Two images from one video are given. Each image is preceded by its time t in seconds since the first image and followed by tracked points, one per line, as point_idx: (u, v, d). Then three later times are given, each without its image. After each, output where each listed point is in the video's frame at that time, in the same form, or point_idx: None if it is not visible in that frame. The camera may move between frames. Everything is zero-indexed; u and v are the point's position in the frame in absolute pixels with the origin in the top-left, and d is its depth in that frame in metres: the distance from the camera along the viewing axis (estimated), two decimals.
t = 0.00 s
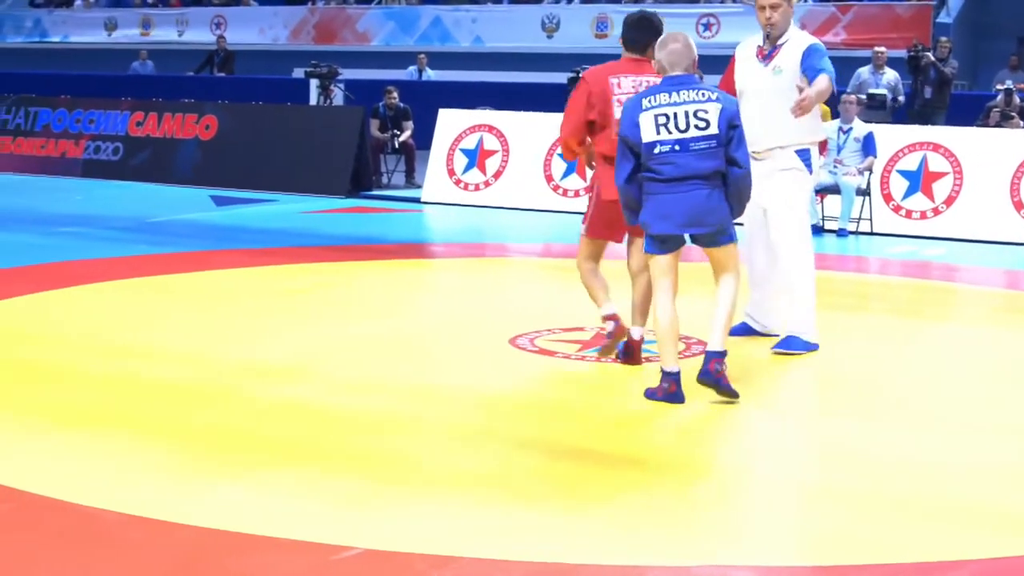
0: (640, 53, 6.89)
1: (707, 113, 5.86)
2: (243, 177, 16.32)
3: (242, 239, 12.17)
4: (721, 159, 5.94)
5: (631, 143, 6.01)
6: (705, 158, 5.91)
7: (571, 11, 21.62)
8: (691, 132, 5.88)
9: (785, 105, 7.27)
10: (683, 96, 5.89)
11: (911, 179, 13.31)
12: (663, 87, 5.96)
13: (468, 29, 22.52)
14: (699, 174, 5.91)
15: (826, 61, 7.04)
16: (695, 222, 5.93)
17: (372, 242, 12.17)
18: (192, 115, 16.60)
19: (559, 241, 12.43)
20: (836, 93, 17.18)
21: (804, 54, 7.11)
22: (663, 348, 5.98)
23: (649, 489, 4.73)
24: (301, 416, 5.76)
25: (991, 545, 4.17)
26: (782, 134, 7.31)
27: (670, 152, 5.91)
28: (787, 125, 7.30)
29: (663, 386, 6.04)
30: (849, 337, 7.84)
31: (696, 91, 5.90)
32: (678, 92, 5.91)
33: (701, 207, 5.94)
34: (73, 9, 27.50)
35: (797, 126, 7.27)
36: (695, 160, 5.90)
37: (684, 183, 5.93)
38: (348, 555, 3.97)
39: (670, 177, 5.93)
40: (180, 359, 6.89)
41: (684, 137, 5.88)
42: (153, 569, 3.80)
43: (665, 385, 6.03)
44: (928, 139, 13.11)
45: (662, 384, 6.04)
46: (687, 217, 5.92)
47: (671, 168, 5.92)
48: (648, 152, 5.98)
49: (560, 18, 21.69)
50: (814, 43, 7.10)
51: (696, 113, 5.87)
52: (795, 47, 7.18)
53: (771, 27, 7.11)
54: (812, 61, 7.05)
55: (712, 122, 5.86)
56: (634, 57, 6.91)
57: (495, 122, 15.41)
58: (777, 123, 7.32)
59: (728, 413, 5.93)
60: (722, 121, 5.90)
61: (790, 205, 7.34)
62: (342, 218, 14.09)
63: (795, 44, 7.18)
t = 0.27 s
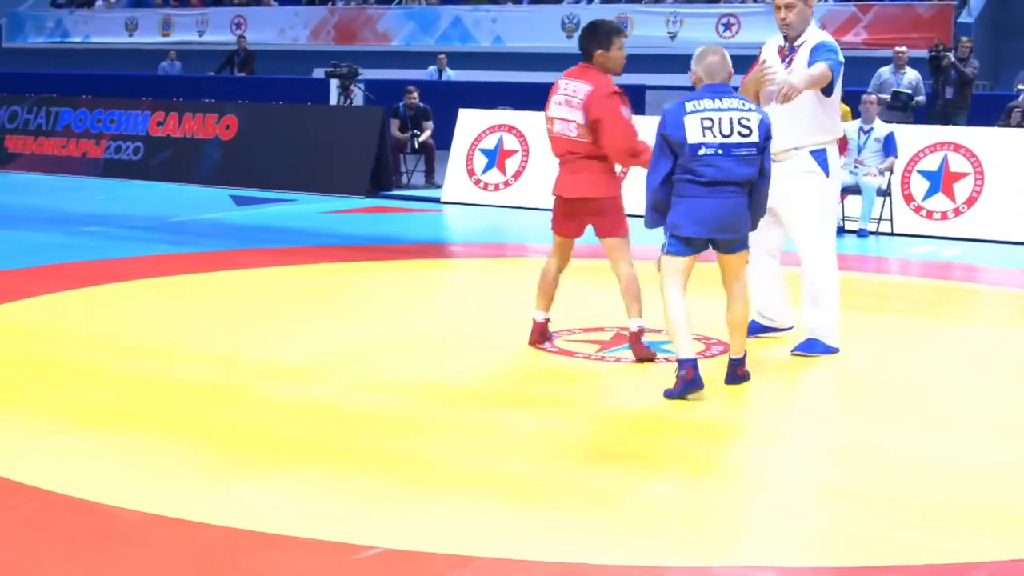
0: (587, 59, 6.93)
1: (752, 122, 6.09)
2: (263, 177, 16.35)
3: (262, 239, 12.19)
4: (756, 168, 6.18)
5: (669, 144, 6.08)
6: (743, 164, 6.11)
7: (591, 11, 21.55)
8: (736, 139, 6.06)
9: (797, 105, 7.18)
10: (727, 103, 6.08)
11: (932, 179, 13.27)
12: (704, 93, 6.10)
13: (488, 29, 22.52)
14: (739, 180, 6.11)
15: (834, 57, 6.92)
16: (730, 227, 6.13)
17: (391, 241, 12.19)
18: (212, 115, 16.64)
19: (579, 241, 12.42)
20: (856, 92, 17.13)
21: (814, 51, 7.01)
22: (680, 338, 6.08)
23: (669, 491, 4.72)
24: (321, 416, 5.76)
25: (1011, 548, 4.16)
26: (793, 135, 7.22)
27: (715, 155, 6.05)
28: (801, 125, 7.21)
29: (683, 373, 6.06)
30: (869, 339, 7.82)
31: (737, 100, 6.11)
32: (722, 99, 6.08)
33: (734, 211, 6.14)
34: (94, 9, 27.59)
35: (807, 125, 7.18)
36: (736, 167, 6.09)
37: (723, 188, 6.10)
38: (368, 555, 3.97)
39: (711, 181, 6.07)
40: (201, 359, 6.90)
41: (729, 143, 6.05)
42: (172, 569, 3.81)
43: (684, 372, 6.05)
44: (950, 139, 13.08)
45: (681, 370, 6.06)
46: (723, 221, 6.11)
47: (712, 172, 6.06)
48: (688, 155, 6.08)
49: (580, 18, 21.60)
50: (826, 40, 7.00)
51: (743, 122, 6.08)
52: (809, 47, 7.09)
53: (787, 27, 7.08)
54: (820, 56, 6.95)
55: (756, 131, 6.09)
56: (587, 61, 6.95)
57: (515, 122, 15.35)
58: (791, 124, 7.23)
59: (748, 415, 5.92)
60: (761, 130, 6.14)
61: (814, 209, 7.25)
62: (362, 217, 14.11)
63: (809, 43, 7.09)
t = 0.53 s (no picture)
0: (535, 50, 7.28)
1: (759, 115, 6.44)
2: (270, 177, 16.37)
3: (268, 240, 12.19)
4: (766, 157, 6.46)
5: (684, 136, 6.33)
6: (756, 155, 6.40)
7: (598, 12, 21.54)
8: (747, 128, 6.37)
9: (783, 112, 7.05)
10: (734, 98, 6.41)
11: (939, 181, 13.24)
12: (713, 89, 6.43)
13: (496, 30, 22.50)
14: (754, 169, 6.37)
15: (815, 61, 6.76)
16: (750, 216, 6.34)
17: (398, 242, 12.19)
18: (220, 115, 16.67)
19: (587, 241, 12.41)
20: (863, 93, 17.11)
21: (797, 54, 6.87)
22: (660, 333, 6.32)
23: (673, 491, 4.72)
24: (326, 416, 5.76)
25: (1016, 549, 4.14)
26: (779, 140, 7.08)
27: (729, 141, 6.31)
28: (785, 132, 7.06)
29: (654, 363, 6.37)
30: (874, 339, 7.82)
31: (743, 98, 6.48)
32: (730, 94, 6.41)
33: (752, 202, 6.36)
34: (102, 10, 27.65)
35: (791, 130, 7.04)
36: (750, 154, 6.36)
37: (741, 178, 6.34)
38: (373, 555, 3.96)
39: (729, 168, 6.31)
40: (205, 359, 6.90)
41: (742, 131, 6.35)
42: (174, 569, 3.81)
43: (657, 362, 6.36)
44: (956, 141, 13.10)
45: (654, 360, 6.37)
46: (743, 210, 6.32)
47: (729, 159, 6.31)
48: (703, 144, 6.34)
49: (587, 19, 21.60)
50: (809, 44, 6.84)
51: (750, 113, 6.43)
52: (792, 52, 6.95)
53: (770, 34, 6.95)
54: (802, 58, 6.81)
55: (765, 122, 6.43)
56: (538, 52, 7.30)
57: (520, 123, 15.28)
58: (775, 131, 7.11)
59: (753, 415, 5.91)
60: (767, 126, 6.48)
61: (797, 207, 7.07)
62: (368, 218, 14.11)
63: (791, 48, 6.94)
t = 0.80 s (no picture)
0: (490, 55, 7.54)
1: (740, 119, 6.49)
2: (270, 179, 16.38)
3: (269, 241, 12.20)
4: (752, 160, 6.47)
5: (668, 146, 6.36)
6: (743, 157, 6.42)
7: (598, 13, 21.57)
8: (729, 132, 6.41)
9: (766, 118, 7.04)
10: (711, 106, 6.45)
11: (939, 182, 13.23)
12: (691, 101, 6.47)
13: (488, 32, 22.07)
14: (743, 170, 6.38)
15: (798, 72, 6.74)
16: (744, 214, 6.34)
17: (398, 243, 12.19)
18: (220, 117, 16.67)
19: (588, 243, 12.40)
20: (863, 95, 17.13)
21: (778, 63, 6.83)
22: (658, 333, 6.28)
23: (674, 492, 4.72)
24: (326, 417, 5.76)
25: (1016, 550, 4.14)
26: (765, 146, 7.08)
27: (712, 146, 6.33)
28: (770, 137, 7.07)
29: (654, 367, 6.36)
30: (875, 340, 7.82)
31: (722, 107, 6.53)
32: (707, 103, 6.45)
33: (745, 201, 6.36)
34: (102, 12, 27.65)
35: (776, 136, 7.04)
36: (735, 156, 6.38)
37: (731, 179, 6.34)
38: (373, 557, 3.96)
39: (716, 171, 6.32)
40: (206, 360, 6.90)
41: (724, 135, 6.39)
42: (175, 571, 3.80)
43: (657, 365, 6.35)
44: (957, 142, 13.06)
45: (654, 363, 6.36)
46: (737, 209, 6.32)
47: (715, 162, 6.33)
48: (687, 152, 6.36)
49: (587, 20, 21.64)
50: (790, 52, 6.79)
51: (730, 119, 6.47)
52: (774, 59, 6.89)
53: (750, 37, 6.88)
54: (785, 69, 6.78)
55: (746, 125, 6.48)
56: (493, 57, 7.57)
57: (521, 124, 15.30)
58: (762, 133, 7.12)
59: (754, 416, 5.91)
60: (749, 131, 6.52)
61: (788, 208, 7.08)
62: (369, 220, 14.11)
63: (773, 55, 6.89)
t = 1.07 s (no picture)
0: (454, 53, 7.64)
1: (728, 123, 6.48)
2: (268, 183, 16.40)
3: (266, 244, 12.20)
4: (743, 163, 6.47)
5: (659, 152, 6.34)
6: (734, 158, 6.42)
7: (595, 16, 21.57)
8: (719, 136, 6.40)
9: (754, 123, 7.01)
10: (700, 110, 6.43)
11: (936, 185, 13.21)
12: (679, 105, 6.44)
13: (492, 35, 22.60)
14: (737, 172, 6.39)
15: (791, 83, 6.72)
16: (740, 216, 6.35)
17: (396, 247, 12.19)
18: (217, 120, 16.69)
19: (585, 247, 12.40)
20: (859, 98, 17.15)
21: (769, 71, 6.79)
22: (655, 338, 6.29)
23: (672, 494, 4.71)
24: (324, 419, 5.76)
25: (1015, 552, 4.14)
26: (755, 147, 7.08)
27: (704, 150, 6.33)
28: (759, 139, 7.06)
29: (651, 371, 6.36)
30: (874, 343, 7.82)
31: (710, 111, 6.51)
32: (695, 107, 6.43)
33: (740, 203, 6.38)
34: (99, 15, 27.65)
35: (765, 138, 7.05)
36: (728, 159, 6.38)
37: (726, 182, 6.34)
38: (372, 560, 3.96)
39: (711, 174, 6.32)
40: (204, 362, 6.90)
41: (716, 138, 6.37)
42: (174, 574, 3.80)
43: (654, 369, 6.35)
44: (953, 146, 13.00)
45: (650, 368, 6.36)
46: (734, 212, 6.33)
47: (708, 165, 6.32)
48: (679, 157, 6.35)
49: (584, 23, 21.65)
50: (782, 60, 6.76)
51: (719, 122, 6.46)
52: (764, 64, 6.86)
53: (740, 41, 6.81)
54: (776, 79, 6.74)
55: (735, 128, 6.48)
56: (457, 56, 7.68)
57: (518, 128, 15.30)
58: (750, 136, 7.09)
59: (752, 419, 5.91)
60: (738, 133, 6.52)
61: (776, 210, 7.06)
62: (366, 223, 14.11)
63: (762, 60, 6.85)
